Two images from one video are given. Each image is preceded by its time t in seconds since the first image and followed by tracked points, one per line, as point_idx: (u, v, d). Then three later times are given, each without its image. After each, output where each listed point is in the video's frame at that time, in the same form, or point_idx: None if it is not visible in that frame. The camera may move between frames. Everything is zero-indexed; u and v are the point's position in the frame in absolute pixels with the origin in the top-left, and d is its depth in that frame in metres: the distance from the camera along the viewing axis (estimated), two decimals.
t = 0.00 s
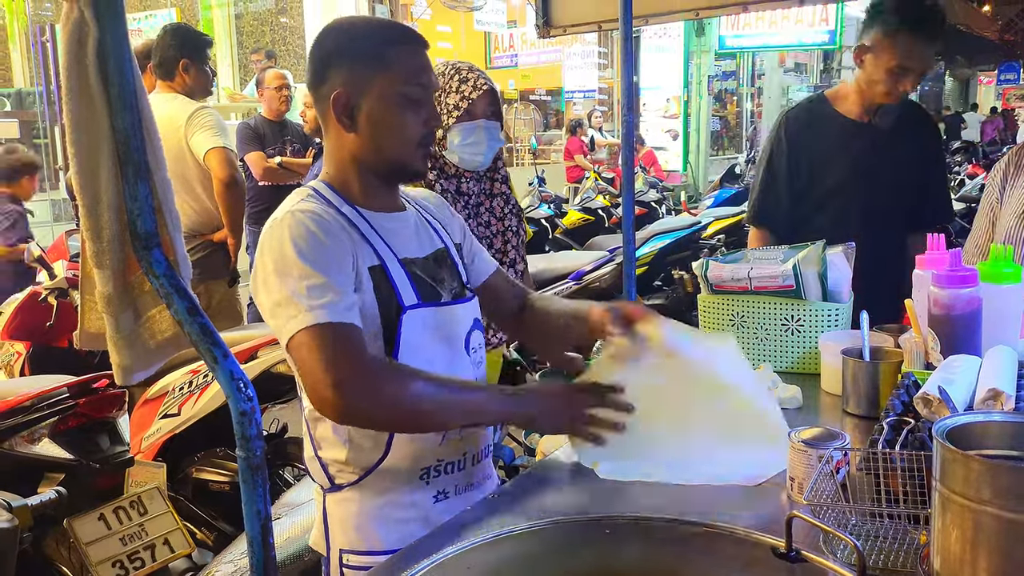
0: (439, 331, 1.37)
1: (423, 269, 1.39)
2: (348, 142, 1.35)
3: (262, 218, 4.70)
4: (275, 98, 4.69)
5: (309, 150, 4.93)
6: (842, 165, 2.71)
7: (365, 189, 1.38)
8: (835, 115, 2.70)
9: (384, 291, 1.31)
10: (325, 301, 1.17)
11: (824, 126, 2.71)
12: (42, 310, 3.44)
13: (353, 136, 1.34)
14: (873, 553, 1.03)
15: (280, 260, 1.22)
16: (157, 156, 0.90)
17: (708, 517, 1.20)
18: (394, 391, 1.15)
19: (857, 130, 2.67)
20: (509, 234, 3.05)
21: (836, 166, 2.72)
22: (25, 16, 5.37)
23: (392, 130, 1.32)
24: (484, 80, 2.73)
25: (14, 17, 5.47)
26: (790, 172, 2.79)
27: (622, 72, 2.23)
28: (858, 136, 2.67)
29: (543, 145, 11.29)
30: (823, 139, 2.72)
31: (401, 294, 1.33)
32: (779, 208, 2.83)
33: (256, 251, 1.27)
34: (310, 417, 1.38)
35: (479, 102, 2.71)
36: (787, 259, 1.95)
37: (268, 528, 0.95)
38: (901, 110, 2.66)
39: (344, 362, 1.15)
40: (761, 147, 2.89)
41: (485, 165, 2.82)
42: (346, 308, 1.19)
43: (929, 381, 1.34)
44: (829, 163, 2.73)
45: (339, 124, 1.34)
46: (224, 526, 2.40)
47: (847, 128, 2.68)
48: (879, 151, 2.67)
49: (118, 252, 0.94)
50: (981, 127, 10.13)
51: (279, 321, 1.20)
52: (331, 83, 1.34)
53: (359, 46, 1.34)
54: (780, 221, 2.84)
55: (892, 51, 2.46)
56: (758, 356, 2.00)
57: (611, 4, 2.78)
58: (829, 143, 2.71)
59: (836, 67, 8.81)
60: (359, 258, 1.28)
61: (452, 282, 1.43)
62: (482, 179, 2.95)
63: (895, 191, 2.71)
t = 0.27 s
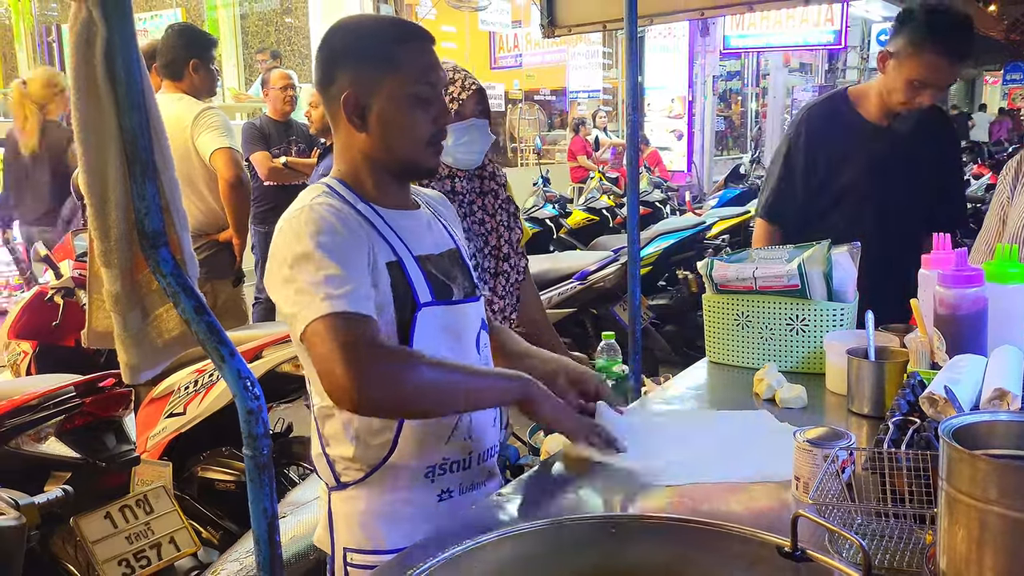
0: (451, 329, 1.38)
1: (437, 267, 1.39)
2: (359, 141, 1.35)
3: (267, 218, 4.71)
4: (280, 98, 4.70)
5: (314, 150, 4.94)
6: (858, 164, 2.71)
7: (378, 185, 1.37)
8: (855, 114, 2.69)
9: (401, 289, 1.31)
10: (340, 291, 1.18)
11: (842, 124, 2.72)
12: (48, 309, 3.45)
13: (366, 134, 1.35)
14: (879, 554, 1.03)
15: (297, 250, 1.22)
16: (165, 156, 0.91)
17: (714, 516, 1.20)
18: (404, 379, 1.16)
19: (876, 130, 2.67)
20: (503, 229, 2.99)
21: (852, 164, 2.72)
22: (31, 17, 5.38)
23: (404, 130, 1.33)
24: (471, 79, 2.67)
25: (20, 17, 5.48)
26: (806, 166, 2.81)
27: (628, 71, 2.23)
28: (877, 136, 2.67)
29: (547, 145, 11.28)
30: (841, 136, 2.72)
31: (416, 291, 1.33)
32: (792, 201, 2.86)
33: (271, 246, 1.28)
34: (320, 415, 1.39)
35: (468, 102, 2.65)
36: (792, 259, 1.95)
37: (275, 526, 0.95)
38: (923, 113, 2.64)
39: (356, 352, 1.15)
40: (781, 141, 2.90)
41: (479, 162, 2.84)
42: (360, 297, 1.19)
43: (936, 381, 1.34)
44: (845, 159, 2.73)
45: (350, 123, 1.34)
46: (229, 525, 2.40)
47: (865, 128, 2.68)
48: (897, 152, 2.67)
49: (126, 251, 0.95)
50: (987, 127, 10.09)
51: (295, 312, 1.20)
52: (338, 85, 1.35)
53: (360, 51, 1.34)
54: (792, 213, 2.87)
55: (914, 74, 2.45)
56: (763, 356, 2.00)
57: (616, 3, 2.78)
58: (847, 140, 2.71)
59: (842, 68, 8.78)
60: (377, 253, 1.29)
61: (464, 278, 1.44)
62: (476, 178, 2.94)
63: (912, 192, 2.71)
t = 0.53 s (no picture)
0: (451, 334, 1.38)
1: (435, 271, 1.39)
2: (361, 145, 1.36)
3: (270, 219, 4.71)
4: (283, 100, 4.71)
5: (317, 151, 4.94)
6: (855, 165, 2.71)
7: (383, 191, 1.38)
8: (852, 115, 2.68)
9: (394, 290, 1.31)
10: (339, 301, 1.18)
11: (838, 124, 2.71)
12: (52, 309, 3.46)
13: (366, 138, 1.35)
14: (881, 556, 1.03)
15: (294, 260, 1.22)
16: (168, 157, 0.91)
17: (716, 518, 1.20)
18: (407, 387, 1.18)
19: (873, 132, 2.66)
20: (501, 230, 2.99)
21: (849, 165, 2.72)
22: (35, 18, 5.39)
23: (404, 133, 1.33)
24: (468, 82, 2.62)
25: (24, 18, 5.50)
26: (801, 164, 2.82)
27: (631, 73, 2.23)
28: (875, 137, 2.66)
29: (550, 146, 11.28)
30: (837, 137, 2.71)
31: (411, 293, 1.33)
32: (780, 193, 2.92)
33: (272, 244, 1.28)
34: (319, 416, 1.39)
35: (465, 106, 2.63)
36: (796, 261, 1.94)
37: (277, 528, 0.95)
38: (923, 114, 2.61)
39: (360, 358, 1.17)
40: (774, 137, 2.89)
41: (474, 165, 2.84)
42: (359, 309, 1.19)
43: (939, 383, 1.34)
44: (842, 160, 2.73)
45: (352, 126, 1.35)
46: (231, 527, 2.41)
47: (863, 130, 2.67)
48: (895, 154, 2.66)
49: (129, 253, 0.95)
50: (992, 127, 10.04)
51: (295, 322, 1.20)
52: (342, 86, 1.34)
53: (364, 50, 1.34)
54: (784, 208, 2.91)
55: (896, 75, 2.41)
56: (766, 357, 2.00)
57: (619, 4, 2.78)
58: (843, 140, 2.71)
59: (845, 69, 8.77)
60: (370, 257, 1.29)
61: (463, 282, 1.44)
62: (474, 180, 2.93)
63: (913, 194, 2.70)
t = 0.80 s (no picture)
0: (461, 338, 1.39)
1: (449, 276, 1.39)
2: (367, 152, 1.37)
3: (270, 221, 4.72)
4: (283, 102, 4.71)
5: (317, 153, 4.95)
6: (829, 163, 2.71)
7: (387, 191, 1.38)
8: (824, 113, 2.72)
9: (410, 299, 1.31)
10: (347, 300, 1.18)
11: (809, 120, 2.74)
12: (51, 311, 3.45)
13: (373, 144, 1.36)
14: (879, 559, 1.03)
15: (311, 257, 1.22)
16: (170, 161, 0.91)
17: (715, 521, 1.20)
18: (412, 387, 1.18)
19: (846, 129, 2.68)
20: (500, 233, 2.98)
21: (824, 163, 2.72)
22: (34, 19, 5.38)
23: (411, 137, 1.33)
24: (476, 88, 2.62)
25: (24, 19, 5.49)
26: (774, 162, 2.84)
27: (630, 76, 2.23)
28: (849, 135, 2.68)
29: (549, 148, 11.28)
30: (810, 134, 2.74)
31: (427, 301, 1.34)
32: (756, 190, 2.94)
33: (284, 252, 1.28)
34: (327, 421, 1.39)
35: (471, 111, 2.64)
36: (793, 264, 1.95)
37: (277, 530, 0.95)
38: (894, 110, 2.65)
39: (372, 360, 1.16)
40: (745, 138, 2.93)
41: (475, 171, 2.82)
42: (369, 307, 1.19)
43: (936, 386, 1.35)
44: (817, 158, 2.74)
45: (357, 133, 1.36)
46: (230, 529, 2.42)
47: (833, 125, 2.70)
48: (870, 151, 2.67)
49: (130, 256, 0.95)
50: (993, 130, 10.03)
51: (305, 316, 1.20)
52: (345, 94, 1.35)
53: (366, 52, 1.34)
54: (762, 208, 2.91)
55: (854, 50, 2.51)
56: (763, 360, 2.01)
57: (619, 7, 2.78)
58: (816, 138, 2.73)
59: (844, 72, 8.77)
60: (388, 265, 1.29)
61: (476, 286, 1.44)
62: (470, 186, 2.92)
63: (888, 189, 2.69)
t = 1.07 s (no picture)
0: (475, 343, 1.40)
1: (461, 282, 1.40)
2: (379, 158, 1.36)
3: (270, 222, 4.72)
4: (282, 103, 4.70)
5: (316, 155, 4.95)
6: (805, 162, 2.72)
7: (394, 200, 1.38)
8: (795, 114, 2.74)
9: (429, 306, 1.31)
10: (387, 333, 1.19)
11: (783, 124, 2.75)
12: (51, 312, 3.45)
13: (385, 152, 1.36)
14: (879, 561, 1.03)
15: (338, 284, 1.21)
16: (169, 163, 0.91)
17: (716, 524, 1.20)
18: (472, 414, 1.22)
19: (818, 127, 2.69)
20: (499, 235, 2.97)
21: (800, 164, 2.73)
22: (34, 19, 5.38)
23: (424, 147, 1.33)
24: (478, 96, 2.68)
25: (24, 20, 5.49)
26: (749, 166, 2.84)
27: (630, 78, 2.23)
28: (822, 133, 2.69)
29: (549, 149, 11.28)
30: (783, 136, 2.75)
31: (445, 306, 1.34)
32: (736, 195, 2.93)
33: (299, 262, 1.27)
34: (340, 426, 1.39)
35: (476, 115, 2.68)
36: (793, 266, 1.94)
37: (276, 533, 0.95)
38: (863, 106, 2.67)
39: (423, 381, 1.20)
40: (722, 147, 2.95)
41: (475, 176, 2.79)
42: (410, 336, 1.21)
43: (936, 389, 1.34)
44: (792, 158, 2.74)
45: (370, 140, 1.35)
46: (229, 530, 2.42)
47: (807, 126, 2.71)
48: (844, 148, 2.67)
49: (129, 257, 0.95)
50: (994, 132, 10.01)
51: (347, 348, 1.21)
52: (362, 98, 1.34)
53: (386, 58, 1.33)
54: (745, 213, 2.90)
55: (819, 32, 2.59)
56: (763, 362, 2.01)
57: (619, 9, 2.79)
58: (788, 139, 2.74)
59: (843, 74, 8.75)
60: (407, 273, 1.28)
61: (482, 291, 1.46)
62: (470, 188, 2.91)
63: (868, 185, 2.68)
